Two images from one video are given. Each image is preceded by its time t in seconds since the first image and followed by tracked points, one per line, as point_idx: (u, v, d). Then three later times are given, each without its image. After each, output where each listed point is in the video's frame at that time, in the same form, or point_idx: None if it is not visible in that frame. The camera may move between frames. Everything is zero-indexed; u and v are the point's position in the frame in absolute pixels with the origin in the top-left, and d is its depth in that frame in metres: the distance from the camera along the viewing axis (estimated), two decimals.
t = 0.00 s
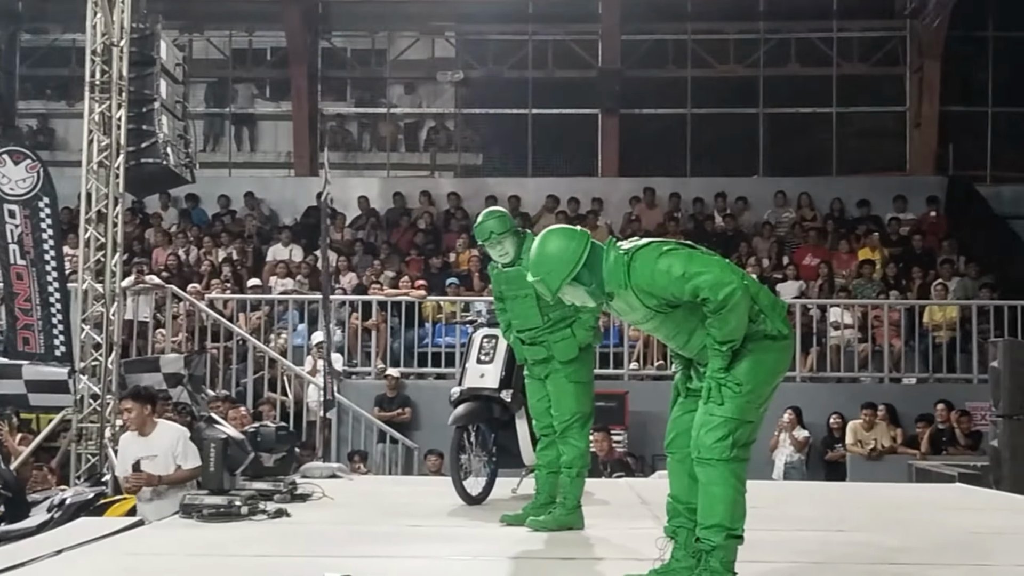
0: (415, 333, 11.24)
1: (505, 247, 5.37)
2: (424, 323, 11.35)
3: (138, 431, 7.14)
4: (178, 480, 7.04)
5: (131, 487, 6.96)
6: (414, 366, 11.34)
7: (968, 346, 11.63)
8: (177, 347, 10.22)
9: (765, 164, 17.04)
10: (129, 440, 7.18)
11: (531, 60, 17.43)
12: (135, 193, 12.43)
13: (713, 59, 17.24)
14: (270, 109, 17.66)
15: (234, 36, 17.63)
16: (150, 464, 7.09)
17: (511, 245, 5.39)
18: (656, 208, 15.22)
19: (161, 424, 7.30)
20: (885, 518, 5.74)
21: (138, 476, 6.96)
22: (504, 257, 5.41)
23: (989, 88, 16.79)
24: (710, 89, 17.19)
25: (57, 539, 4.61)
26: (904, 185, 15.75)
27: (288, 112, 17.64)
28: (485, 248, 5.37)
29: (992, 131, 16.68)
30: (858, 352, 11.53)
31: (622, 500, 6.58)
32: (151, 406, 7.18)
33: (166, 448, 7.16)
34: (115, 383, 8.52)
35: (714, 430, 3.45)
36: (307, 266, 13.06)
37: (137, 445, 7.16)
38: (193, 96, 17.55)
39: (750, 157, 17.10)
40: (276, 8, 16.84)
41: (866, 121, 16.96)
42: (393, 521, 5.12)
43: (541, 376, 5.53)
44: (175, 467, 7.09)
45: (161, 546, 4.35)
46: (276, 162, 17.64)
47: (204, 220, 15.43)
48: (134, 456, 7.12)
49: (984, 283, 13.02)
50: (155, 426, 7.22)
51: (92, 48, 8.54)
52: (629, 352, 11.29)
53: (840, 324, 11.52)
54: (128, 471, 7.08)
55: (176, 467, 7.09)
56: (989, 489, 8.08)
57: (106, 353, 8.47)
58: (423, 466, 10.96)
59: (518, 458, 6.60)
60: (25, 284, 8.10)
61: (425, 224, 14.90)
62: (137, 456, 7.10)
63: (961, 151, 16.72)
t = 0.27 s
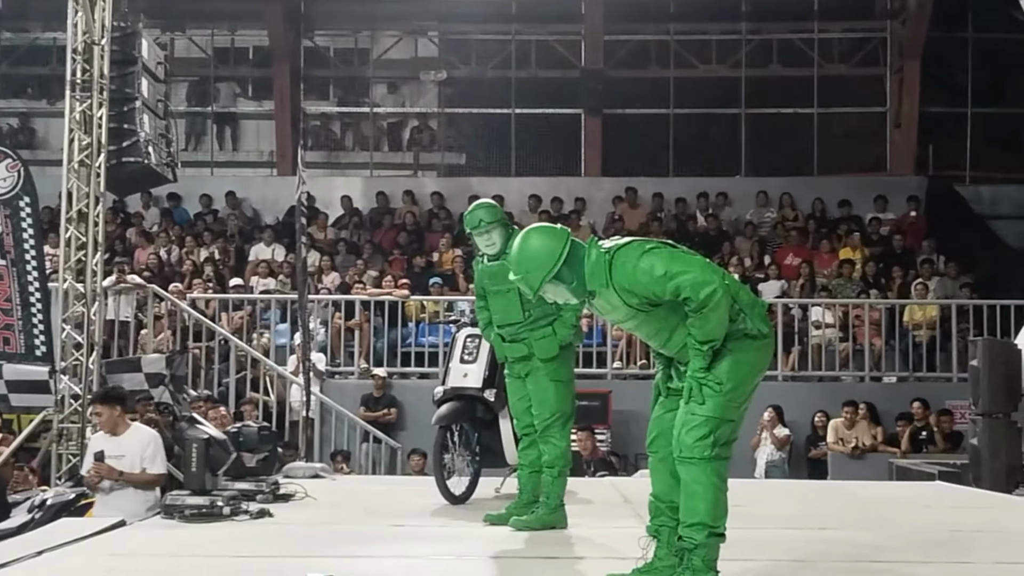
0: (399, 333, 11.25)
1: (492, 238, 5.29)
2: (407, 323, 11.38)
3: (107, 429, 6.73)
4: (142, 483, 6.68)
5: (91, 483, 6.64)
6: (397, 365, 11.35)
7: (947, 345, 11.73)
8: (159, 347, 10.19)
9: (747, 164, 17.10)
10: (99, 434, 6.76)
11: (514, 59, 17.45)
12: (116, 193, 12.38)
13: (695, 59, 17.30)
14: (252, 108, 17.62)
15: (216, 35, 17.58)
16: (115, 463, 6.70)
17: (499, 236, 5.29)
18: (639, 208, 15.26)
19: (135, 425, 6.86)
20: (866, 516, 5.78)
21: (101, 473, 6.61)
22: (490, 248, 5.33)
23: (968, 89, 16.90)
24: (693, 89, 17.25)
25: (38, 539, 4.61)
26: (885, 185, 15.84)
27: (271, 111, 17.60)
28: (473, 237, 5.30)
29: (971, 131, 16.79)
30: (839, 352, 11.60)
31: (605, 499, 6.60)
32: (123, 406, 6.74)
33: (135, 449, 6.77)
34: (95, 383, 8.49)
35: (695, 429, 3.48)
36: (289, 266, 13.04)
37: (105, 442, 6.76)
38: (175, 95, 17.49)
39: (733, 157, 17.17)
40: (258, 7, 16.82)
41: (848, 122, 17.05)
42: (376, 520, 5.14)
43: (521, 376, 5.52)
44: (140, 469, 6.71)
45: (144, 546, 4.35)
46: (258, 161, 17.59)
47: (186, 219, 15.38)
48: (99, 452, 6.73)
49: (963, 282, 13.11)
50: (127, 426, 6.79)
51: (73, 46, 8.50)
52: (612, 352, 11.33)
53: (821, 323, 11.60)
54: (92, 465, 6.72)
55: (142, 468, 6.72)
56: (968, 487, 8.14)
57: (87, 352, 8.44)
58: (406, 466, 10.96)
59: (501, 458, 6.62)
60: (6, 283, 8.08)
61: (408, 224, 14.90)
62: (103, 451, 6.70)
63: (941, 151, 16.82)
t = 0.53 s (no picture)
0: (381, 332, 11.25)
1: (483, 230, 5.36)
2: (389, 322, 11.43)
3: (60, 428, 6.55)
4: (99, 479, 6.48)
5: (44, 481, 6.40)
6: (380, 365, 11.34)
7: (926, 345, 11.81)
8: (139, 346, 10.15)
9: (729, 164, 17.16)
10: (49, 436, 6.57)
11: (496, 59, 17.46)
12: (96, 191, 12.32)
13: (677, 59, 17.34)
14: (234, 106, 17.55)
15: (197, 33, 17.51)
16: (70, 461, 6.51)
17: (489, 228, 5.37)
18: (621, 208, 15.28)
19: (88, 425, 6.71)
20: (847, 515, 5.81)
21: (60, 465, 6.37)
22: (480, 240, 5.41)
23: (948, 90, 16.99)
24: (675, 89, 17.29)
25: (19, 540, 4.59)
26: (866, 186, 15.92)
27: (252, 110, 17.55)
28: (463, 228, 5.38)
29: (951, 132, 16.88)
30: (819, 351, 11.68)
31: (587, 498, 6.61)
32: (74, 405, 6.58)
33: (90, 448, 6.59)
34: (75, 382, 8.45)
35: (675, 430, 3.48)
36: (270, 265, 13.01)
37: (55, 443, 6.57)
38: (156, 93, 17.42)
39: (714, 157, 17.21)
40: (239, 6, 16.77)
41: (829, 122, 17.12)
42: (358, 521, 5.13)
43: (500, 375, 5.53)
44: (97, 467, 6.53)
45: (125, 547, 4.34)
46: (239, 159, 17.51)
47: (166, 218, 15.31)
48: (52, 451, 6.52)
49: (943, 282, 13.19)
50: (78, 426, 6.63)
51: (52, 44, 8.43)
52: (595, 351, 11.35)
53: (803, 322, 11.67)
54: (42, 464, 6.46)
55: (98, 467, 6.53)
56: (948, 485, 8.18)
57: (67, 352, 8.38)
58: (388, 465, 10.94)
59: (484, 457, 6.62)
60: None
61: (390, 223, 14.87)
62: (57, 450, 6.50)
63: (922, 152, 16.92)
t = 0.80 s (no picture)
0: (362, 332, 11.27)
1: (466, 226, 5.39)
2: (371, 322, 11.36)
3: (28, 428, 6.51)
4: (65, 481, 6.42)
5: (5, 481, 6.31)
6: (362, 365, 11.30)
7: (908, 345, 11.86)
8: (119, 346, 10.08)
9: (711, 164, 17.17)
10: (17, 437, 6.53)
11: (479, 58, 17.42)
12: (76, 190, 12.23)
13: (660, 59, 17.35)
14: (215, 105, 17.47)
15: (178, 31, 17.42)
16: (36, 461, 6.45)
17: (472, 225, 5.38)
18: (604, 208, 15.28)
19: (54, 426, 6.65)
20: (831, 514, 5.80)
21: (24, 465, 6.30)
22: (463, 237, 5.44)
23: (930, 90, 17.05)
24: (657, 89, 17.30)
25: None
26: (847, 186, 15.97)
27: (233, 108, 17.46)
28: (448, 222, 5.43)
29: (932, 132, 16.94)
30: (802, 350, 11.71)
31: (570, 498, 6.58)
32: (44, 404, 6.54)
33: (55, 449, 6.52)
34: (55, 382, 8.34)
35: (657, 430, 3.47)
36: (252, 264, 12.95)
37: (22, 443, 6.52)
38: (136, 92, 17.33)
39: (698, 157, 17.22)
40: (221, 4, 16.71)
41: (810, 123, 17.16)
42: (339, 521, 5.10)
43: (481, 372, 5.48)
44: (64, 467, 6.46)
45: (103, 548, 4.30)
46: (221, 158, 17.43)
47: (147, 217, 15.23)
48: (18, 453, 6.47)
49: (924, 282, 13.25)
50: (46, 427, 6.58)
51: (31, 42, 8.35)
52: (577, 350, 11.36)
53: (785, 322, 11.71)
54: (8, 464, 6.40)
55: (65, 467, 6.46)
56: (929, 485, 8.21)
57: (46, 352, 8.28)
58: (370, 465, 10.90)
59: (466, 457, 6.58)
60: None
61: (373, 222, 14.83)
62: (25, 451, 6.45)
63: (903, 152, 16.97)
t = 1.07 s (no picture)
0: (345, 332, 11.18)
1: (464, 224, 5.33)
2: (353, 322, 11.32)
3: None
4: (41, 471, 6.70)
5: None
6: (344, 365, 11.27)
7: (888, 345, 11.91)
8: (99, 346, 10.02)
9: (693, 164, 17.21)
10: None
11: (461, 58, 17.41)
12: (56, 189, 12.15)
13: (642, 60, 17.37)
14: (195, 104, 17.38)
15: (158, 30, 17.33)
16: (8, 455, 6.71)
17: (471, 222, 5.33)
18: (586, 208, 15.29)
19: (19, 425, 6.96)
20: (813, 513, 5.83)
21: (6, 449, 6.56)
22: (460, 235, 5.36)
23: (910, 92, 17.14)
24: (639, 89, 17.32)
25: None
26: (828, 186, 16.05)
27: (214, 108, 17.37)
28: (444, 221, 5.35)
29: (913, 134, 17.04)
30: (783, 351, 11.73)
31: (552, 497, 6.58)
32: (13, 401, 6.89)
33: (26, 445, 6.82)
34: (35, 383, 8.25)
35: (643, 429, 3.47)
36: (233, 264, 12.89)
37: None
38: (116, 91, 17.23)
39: (679, 157, 17.24)
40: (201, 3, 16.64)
41: (791, 124, 17.22)
42: (321, 521, 5.08)
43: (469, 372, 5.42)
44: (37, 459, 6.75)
45: (82, 548, 4.27)
46: (201, 158, 17.34)
47: (127, 216, 15.14)
48: None
49: (905, 282, 13.30)
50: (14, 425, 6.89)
51: (11, 41, 8.27)
52: (559, 351, 11.38)
53: (766, 322, 11.73)
54: None
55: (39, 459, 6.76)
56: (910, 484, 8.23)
57: (25, 352, 8.21)
58: (352, 466, 10.87)
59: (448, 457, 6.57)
60: None
61: (354, 222, 14.79)
62: None
63: (883, 154, 17.05)
